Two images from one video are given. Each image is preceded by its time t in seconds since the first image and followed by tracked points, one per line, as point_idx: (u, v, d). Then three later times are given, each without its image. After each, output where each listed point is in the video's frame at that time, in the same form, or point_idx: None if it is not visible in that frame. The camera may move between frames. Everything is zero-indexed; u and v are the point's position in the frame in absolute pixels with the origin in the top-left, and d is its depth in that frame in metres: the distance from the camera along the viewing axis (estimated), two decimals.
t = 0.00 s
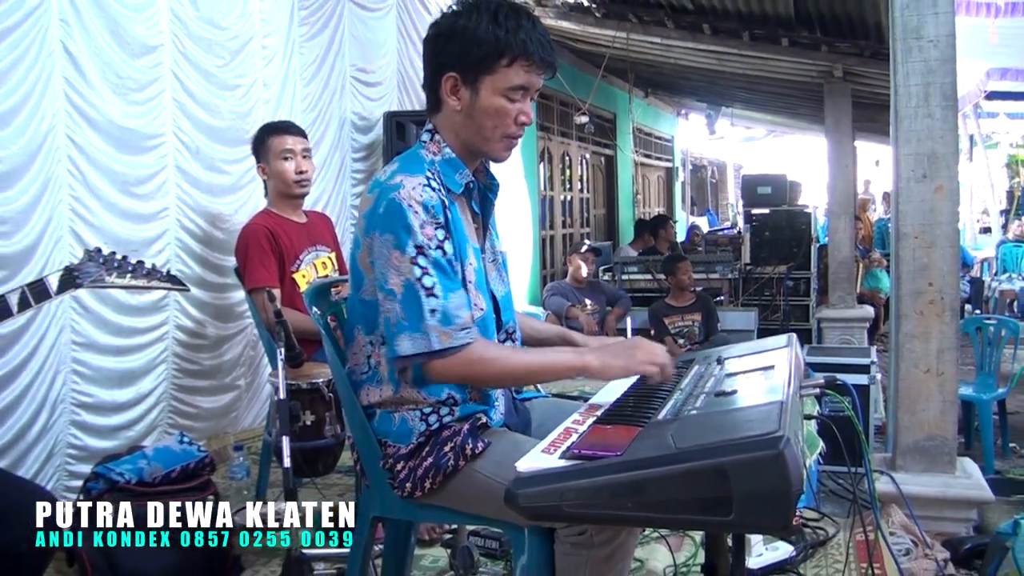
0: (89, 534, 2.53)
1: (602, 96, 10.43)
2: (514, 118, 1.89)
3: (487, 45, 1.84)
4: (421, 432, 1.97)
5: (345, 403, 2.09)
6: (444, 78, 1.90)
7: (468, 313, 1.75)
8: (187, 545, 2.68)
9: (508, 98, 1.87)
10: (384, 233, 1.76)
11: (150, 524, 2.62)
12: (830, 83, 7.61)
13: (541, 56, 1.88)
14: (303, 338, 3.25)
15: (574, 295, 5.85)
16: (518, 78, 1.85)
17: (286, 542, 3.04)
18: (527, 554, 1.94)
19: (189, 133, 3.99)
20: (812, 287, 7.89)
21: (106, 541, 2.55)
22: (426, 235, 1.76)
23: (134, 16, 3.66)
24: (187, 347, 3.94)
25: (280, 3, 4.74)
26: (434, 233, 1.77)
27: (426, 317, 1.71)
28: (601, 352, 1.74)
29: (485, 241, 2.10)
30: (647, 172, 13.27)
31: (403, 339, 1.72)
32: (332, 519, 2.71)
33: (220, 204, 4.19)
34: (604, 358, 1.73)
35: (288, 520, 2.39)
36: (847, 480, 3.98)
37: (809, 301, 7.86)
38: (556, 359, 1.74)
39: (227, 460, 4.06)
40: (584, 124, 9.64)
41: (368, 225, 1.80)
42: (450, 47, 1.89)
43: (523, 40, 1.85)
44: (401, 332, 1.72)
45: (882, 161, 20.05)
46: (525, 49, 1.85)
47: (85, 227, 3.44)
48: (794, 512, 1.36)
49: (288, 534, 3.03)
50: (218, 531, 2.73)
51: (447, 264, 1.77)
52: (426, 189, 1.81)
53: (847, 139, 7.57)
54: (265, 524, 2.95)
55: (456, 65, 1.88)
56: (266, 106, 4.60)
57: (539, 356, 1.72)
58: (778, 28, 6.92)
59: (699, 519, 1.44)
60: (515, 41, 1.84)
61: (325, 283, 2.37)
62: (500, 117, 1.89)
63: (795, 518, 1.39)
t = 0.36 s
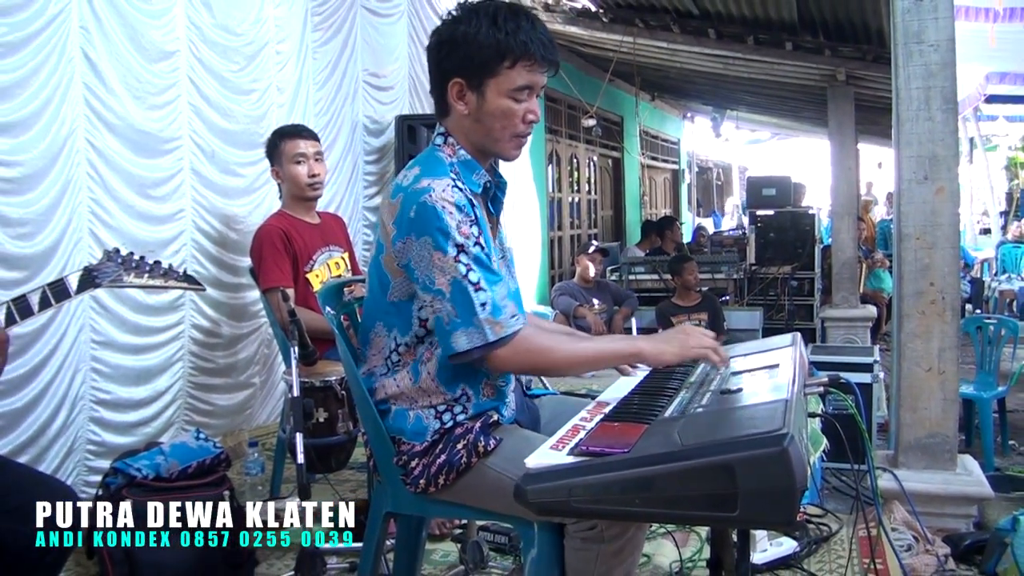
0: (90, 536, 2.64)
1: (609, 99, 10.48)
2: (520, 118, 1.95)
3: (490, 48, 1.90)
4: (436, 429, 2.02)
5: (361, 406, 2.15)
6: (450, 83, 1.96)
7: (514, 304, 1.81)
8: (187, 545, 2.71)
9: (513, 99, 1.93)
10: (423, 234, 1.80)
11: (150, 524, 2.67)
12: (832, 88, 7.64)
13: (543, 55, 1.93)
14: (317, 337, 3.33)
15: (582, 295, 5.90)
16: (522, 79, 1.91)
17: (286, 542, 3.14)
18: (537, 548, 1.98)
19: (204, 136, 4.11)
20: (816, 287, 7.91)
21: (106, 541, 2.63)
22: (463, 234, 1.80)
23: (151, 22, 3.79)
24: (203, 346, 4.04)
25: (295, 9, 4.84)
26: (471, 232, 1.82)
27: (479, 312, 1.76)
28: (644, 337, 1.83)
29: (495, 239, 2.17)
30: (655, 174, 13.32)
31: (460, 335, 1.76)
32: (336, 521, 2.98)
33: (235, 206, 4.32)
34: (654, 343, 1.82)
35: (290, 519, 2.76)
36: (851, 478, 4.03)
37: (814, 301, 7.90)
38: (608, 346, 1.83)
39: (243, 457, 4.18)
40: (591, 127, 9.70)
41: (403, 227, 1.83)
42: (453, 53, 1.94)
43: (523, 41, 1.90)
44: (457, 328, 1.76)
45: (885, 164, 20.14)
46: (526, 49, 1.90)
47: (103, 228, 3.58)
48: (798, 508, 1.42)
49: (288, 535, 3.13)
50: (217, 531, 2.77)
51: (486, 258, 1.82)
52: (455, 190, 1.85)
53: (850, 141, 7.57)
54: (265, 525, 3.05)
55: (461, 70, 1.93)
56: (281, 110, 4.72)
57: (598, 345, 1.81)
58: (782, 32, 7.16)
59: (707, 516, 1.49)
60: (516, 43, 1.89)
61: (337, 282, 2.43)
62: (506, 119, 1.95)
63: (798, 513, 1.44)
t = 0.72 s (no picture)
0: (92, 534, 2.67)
1: (619, 98, 10.48)
2: (537, 125, 1.95)
3: (514, 52, 1.90)
4: (443, 428, 2.04)
5: (370, 400, 2.19)
6: (471, 81, 1.97)
7: (425, 317, 1.79)
8: (187, 545, 2.70)
9: (532, 105, 1.92)
10: (391, 222, 1.83)
11: (150, 524, 2.68)
12: (845, 86, 7.63)
13: (566, 66, 1.93)
14: (328, 336, 3.35)
15: (592, 294, 5.90)
16: (542, 87, 1.91)
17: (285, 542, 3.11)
18: (546, 549, 1.96)
19: (215, 136, 4.13)
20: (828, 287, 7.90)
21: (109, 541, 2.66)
22: (427, 233, 1.82)
23: (163, 23, 3.80)
24: (214, 345, 4.06)
25: (306, 9, 4.85)
26: (436, 233, 1.83)
27: (387, 309, 1.76)
28: (534, 373, 1.75)
29: (509, 244, 2.17)
30: (665, 173, 13.31)
31: (364, 321, 1.78)
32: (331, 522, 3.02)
33: (246, 206, 4.34)
34: (535, 381, 1.74)
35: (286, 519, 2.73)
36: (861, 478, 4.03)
37: (825, 300, 7.89)
38: (492, 371, 1.76)
39: (254, 456, 4.21)
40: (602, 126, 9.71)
41: (382, 212, 1.87)
42: (478, 50, 1.96)
43: (548, 50, 1.90)
44: (365, 314, 1.79)
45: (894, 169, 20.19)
46: (551, 58, 1.90)
47: (115, 228, 3.60)
48: (807, 509, 1.41)
49: (287, 535, 3.11)
50: (216, 531, 2.75)
51: (435, 267, 1.81)
52: (444, 190, 1.87)
53: (862, 139, 7.56)
54: (266, 525, 3.01)
55: (482, 69, 1.94)
56: (292, 110, 4.73)
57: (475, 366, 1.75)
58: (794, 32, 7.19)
59: (717, 515, 1.49)
60: (540, 50, 1.89)
61: (351, 282, 2.45)
62: (523, 124, 1.94)
63: (808, 514, 1.44)
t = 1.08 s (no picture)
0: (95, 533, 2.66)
1: (629, 98, 10.49)
2: (539, 126, 1.95)
3: (516, 54, 1.90)
4: (456, 429, 2.03)
5: (381, 400, 2.18)
6: (473, 85, 1.97)
7: (470, 321, 1.83)
8: (187, 545, 2.68)
9: (534, 106, 1.93)
10: (415, 232, 1.84)
11: (150, 524, 2.66)
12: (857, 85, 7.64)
13: (568, 66, 1.94)
14: (340, 337, 3.36)
15: (604, 294, 5.91)
16: (544, 88, 1.92)
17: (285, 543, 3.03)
18: (558, 548, 1.98)
19: (227, 137, 4.14)
20: (839, 287, 7.89)
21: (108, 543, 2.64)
22: (456, 240, 1.83)
23: (174, 25, 3.81)
24: (226, 346, 4.07)
25: (317, 10, 4.86)
26: (463, 239, 1.84)
27: (436, 322, 1.79)
28: (577, 361, 1.83)
29: (516, 242, 2.19)
30: (676, 173, 13.30)
31: (416, 338, 1.81)
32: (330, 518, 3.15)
33: (258, 206, 4.36)
34: (579, 368, 1.83)
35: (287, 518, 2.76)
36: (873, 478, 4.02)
37: (836, 300, 7.88)
38: (535, 364, 1.84)
39: (266, 456, 4.22)
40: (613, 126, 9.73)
41: (401, 222, 1.88)
42: (479, 51, 1.96)
43: (549, 51, 1.91)
44: (415, 331, 1.81)
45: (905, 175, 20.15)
46: (552, 59, 1.91)
47: (128, 229, 3.62)
48: (819, 509, 1.41)
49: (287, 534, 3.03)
50: (216, 531, 2.72)
51: (468, 271, 1.84)
52: (461, 194, 1.88)
53: (873, 139, 7.56)
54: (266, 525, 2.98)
55: (484, 74, 1.95)
56: (303, 111, 4.74)
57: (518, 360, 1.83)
58: (804, 31, 7.19)
59: (729, 516, 1.49)
60: (541, 52, 1.90)
61: (361, 282, 2.45)
62: (526, 126, 1.95)
63: (820, 515, 1.44)
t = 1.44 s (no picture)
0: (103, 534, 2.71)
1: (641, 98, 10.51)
2: (541, 123, 1.95)
3: (510, 53, 1.91)
4: (467, 428, 2.04)
5: (393, 400, 2.19)
6: (472, 86, 1.98)
7: (472, 321, 1.84)
8: (187, 545, 2.69)
9: (534, 104, 1.94)
10: (416, 233, 1.86)
11: (150, 524, 2.69)
12: (870, 84, 7.63)
13: (563, 61, 1.93)
14: (352, 336, 3.38)
15: (617, 294, 5.91)
16: (542, 85, 1.92)
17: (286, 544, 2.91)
18: (569, 549, 2.02)
19: (241, 138, 4.17)
20: (852, 287, 7.88)
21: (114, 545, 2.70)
22: (456, 239, 1.84)
23: (187, 27, 3.83)
24: (239, 345, 4.09)
25: (330, 11, 4.87)
26: (464, 238, 1.85)
27: (436, 321, 1.80)
28: (580, 367, 1.84)
29: (520, 241, 2.21)
30: (689, 173, 13.30)
31: (416, 337, 1.83)
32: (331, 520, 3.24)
33: (272, 207, 4.37)
34: (581, 375, 1.84)
35: (287, 518, 2.76)
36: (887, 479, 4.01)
37: (849, 300, 7.87)
38: (537, 370, 1.85)
39: (278, 455, 4.24)
40: (625, 126, 9.76)
41: (404, 223, 1.90)
42: (474, 54, 1.97)
43: (545, 48, 1.91)
44: (416, 330, 1.83)
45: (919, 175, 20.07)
46: (548, 56, 1.91)
47: (141, 230, 3.64)
48: (832, 510, 1.41)
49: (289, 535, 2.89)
50: (217, 531, 2.72)
51: (469, 270, 1.85)
52: (462, 193, 1.89)
53: (886, 139, 7.55)
54: (265, 525, 2.87)
55: (481, 74, 1.96)
56: (316, 111, 4.75)
57: (525, 364, 1.83)
58: (817, 29, 7.18)
59: (742, 516, 1.48)
60: (536, 50, 1.90)
61: (373, 283, 2.46)
62: (526, 124, 1.95)
63: (833, 516, 1.43)
